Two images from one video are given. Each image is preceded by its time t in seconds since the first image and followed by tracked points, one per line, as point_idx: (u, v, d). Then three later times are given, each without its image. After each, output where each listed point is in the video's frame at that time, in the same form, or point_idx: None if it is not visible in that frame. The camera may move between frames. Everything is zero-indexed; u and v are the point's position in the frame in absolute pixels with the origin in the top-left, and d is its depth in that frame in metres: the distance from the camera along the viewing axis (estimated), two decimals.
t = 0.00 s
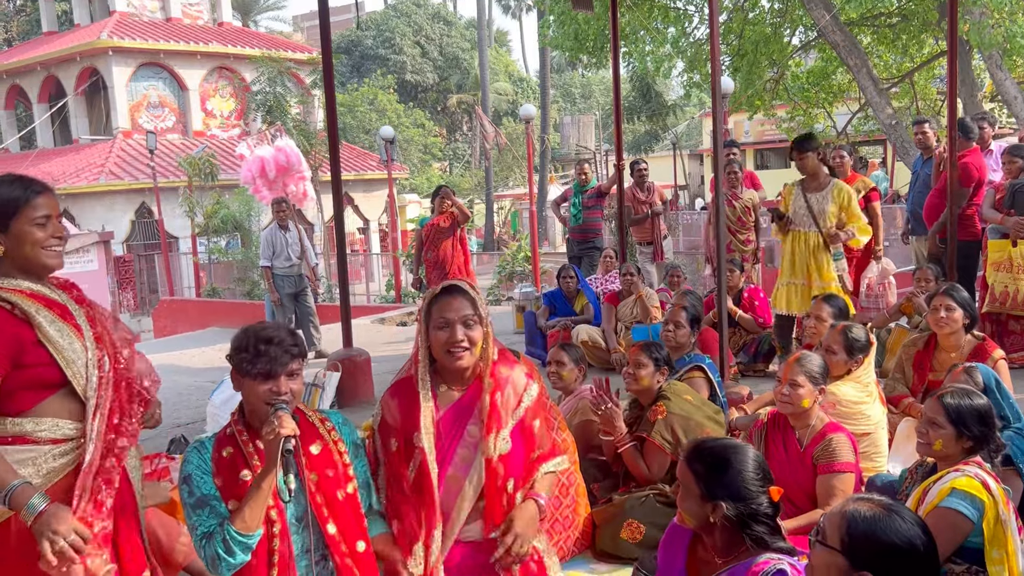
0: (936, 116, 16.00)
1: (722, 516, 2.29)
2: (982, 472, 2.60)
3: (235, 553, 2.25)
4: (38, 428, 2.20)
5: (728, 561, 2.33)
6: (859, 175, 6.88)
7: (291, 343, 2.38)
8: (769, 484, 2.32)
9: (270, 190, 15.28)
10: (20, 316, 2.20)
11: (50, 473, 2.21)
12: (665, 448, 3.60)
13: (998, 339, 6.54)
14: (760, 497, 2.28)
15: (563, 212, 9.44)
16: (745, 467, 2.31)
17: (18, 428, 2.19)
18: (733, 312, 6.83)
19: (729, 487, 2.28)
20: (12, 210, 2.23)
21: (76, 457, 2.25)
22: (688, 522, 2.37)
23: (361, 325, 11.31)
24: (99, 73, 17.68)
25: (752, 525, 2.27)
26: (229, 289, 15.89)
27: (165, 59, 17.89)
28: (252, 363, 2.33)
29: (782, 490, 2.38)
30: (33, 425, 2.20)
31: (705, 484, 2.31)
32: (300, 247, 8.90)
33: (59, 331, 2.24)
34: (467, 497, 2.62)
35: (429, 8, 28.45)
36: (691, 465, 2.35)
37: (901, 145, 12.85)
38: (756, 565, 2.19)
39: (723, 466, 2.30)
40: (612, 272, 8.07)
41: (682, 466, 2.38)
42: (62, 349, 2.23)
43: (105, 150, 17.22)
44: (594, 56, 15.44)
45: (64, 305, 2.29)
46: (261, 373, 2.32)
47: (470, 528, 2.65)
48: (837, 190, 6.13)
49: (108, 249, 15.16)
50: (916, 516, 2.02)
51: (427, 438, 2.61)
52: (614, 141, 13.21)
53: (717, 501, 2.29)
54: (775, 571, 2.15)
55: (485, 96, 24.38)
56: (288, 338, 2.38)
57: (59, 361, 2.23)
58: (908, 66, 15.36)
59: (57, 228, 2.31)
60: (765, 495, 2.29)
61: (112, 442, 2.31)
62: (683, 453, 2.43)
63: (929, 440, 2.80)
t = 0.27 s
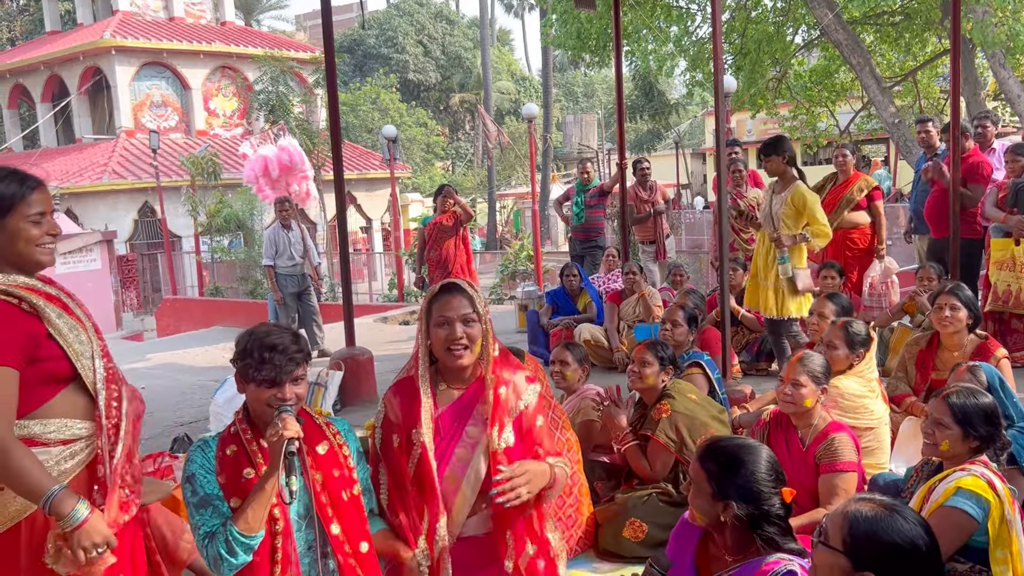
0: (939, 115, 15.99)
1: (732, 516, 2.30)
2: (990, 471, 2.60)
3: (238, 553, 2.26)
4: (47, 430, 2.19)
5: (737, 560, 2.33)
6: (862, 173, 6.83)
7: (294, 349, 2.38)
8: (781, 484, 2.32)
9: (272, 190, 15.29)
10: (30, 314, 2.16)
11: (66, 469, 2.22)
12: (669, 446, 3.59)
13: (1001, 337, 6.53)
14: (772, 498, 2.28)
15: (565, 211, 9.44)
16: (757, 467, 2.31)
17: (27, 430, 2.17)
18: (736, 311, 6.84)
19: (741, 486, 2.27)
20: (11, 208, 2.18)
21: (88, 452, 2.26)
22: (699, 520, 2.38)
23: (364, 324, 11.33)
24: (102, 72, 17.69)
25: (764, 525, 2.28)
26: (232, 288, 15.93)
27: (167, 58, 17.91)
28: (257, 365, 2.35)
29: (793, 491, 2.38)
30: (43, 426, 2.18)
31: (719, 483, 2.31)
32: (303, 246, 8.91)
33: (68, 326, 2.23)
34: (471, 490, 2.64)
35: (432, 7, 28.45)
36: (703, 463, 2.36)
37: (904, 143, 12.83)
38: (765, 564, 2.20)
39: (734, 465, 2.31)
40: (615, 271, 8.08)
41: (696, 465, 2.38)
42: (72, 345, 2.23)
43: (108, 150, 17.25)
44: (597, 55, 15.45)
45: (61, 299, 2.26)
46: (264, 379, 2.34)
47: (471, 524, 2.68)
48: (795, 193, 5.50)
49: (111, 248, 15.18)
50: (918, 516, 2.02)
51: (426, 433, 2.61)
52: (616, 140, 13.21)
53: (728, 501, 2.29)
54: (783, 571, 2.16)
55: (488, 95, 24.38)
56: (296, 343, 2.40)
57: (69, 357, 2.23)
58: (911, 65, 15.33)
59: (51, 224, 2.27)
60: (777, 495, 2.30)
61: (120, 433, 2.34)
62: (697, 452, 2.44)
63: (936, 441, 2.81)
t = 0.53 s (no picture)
0: (943, 113, 15.96)
1: (742, 516, 2.29)
2: (998, 471, 2.60)
3: (244, 552, 2.26)
4: (60, 430, 2.17)
5: (748, 558, 2.33)
6: (866, 172, 6.85)
7: (302, 350, 2.39)
8: (792, 484, 2.31)
9: (275, 188, 15.29)
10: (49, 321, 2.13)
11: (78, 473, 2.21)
12: (673, 444, 3.60)
13: (1005, 337, 6.50)
14: (783, 498, 2.28)
15: (568, 210, 9.43)
16: (767, 466, 2.30)
17: (45, 432, 2.14)
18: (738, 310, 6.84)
19: (751, 486, 2.27)
20: (27, 213, 2.14)
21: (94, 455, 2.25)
22: (708, 519, 2.38)
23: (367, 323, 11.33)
24: (106, 71, 17.70)
25: (775, 524, 2.27)
26: (235, 286, 15.95)
27: (170, 57, 17.91)
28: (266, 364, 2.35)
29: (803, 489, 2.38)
30: (55, 427, 2.16)
31: (728, 484, 2.30)
32: (306, 245, 8.91)
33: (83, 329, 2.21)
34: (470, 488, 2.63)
35: (434, 6, 28.45)
36: (713, 462, 2.35)
37: (908, 142, 12.80)
38: (775, 564, 2.20)
39: (742, 466, 2.30)
40: (617, 271, 8.08)
41: (706, 463, 2.38)
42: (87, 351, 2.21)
43: (112, 149, 17.27)
44: (600, 54, 15.44)
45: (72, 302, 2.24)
46: (274, 379, 2.34)
47: (469, 523, 2.68)
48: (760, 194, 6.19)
49: (114, 248, 15.22)
50: (922, 516, 2.02)
51: (418, 435, 2.60)
52: (619, 138, 13.20)
53: (739, 501, 2.28)
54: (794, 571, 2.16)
55: (491, 94, 24.36)
56: (301, 344, 2.40)
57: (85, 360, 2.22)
58: (915, 63, 15.30)
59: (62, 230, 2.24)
60: (787, 493, 2.29)
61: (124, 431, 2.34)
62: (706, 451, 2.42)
63: (944, 440, 2.80)
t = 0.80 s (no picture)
0: (947, 111, 15.93)
1: (752, 517, 2.28)
2: (992, 469, 2.60)
3: (255, 550, 2.27)
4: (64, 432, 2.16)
5: (753, 558, 2.32)
6: (871, 171, 6.83)
7: (308, 347, 2.41)
8: (799, 484, 2.31)
9: (279, 188, 15.31)
10: (56, 326, 2.13)
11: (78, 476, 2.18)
12: (676, 443, 3.60)
13: (1009, 336, 6.44)
14: (791, 498, 2.27)
15: (571, 210, 9.42)
16: (776, 466, 2.30)
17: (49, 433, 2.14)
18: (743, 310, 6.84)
19: (760, 486, 2.26)
20: (37, 218, 2.14)
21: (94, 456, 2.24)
22: (715, 520, 2.37)
23: (370, 322, 11.33)
24: (109, 71, 17.72)
25: (784, 525, 2.27)
26: (239, 286, 15.95)
27: (174, 57, 17.93)
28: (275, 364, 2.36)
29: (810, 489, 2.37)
30: (57, 429, 2.15)
31: (735, 484, 2.30)
32: (309, 244, 8.92)
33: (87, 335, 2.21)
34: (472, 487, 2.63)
35: (438, 5, 28.45)
36: (722, 461, 2.34)
37: (912, 140, 12.77)
38: (780, 564, 2.19)
39: (751, 466, 2.29)
40: (621, 270, 8.08)
41: (713, 463, 2.37)
42: (92, 355, 2.21)
43: (115, 149, 17.29)
44: (603, 53, 15.42)
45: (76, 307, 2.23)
46: (284, 376, 2.35)
47: (479, 517, 2.65)
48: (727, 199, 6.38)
49: (118, 248, 15.24)
50: (925, 514, 2.02)
51: (415, 435, 2.59)
52: (622, 137, 13.19)
53: (748, 501, 2.27)
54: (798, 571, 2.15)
55: (494, 93, 24.34)
56: (306, 341, 2.42)
57: (90, 365, 2.22)
58: (919, 61, 15.26)
59: (70, 237, 2.24)
60: (795, 493, 2.29)
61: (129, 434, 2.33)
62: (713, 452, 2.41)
63: (939, 439, 2.80)
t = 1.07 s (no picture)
0: (951, 109, 15.92)
1: (761, 518, 2.28)
2: (972, 465, 2.62)
3: (263, 548, 2.27)
4: (61, 428, 2.20)
5: (757, 557, 2.34)
6: (876, 169, 6.82)
7: (315, 344, 2.42)
8: (807, 483, 2.32)
9: (283, 186, 15.33)
10: (55, 326, 2.18)
11: (65, 476, 2.21)
12: (682, 442, 3.61)
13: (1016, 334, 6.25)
14: (800, 498, 2.28)
15: (574, 207, 9.41)
16: (785, 467, 2.30)
17: (41, 428, 2.18)
18: (747, 308, 6.82)
19: (768, 488, 2.27)
20: (54, 215, 2.18)
21: (98, 456, 2.27)
22: (723, 521, 2.37)
23: (375, 320, 11.34)
24: (114, 70, 17.75)
25: (793, 527, 2.28)
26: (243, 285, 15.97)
27: (178, 56, 17.96)
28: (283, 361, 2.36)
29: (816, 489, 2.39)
30: (50, 426, 2.19)
31: (742, 488, 2.30)
32: (313, 243, 8.93)
33: (90, 339, 2.24)
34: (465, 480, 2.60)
35: (441, 3, 28.43)
36: (729, 461, 2.33)
37: (916, 138, 12.75)
38: (785, 563, 2.22)
39: (759, 466, 2.29)
40: (625, 269, 8.08)
41: (719, 463, 2.36)
42: (92, 357, 2.24)
43: (120, 148, 17.33)
44: (606, 51, 15.42)
45: (87, 308, 2.28)
46: (291, 374, 2.35)
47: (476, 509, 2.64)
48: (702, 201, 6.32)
49: (122, 246, 15.28)
50: (929, 508, 2.02)
51: (411, 426, 2.58)
52: (626, 136, 13.18)
53: (756, 505, 2.28)
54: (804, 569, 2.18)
55: (498, 91, 24.34)
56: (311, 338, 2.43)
57: (88, 368, 2.24)
58: (923, 59, 15.25)
59: (89, 239, 2.28)
60: (804, 493, 2.30)
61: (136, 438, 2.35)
62: (720, 452, 2.41)
63: (921, 437, 2.86)
